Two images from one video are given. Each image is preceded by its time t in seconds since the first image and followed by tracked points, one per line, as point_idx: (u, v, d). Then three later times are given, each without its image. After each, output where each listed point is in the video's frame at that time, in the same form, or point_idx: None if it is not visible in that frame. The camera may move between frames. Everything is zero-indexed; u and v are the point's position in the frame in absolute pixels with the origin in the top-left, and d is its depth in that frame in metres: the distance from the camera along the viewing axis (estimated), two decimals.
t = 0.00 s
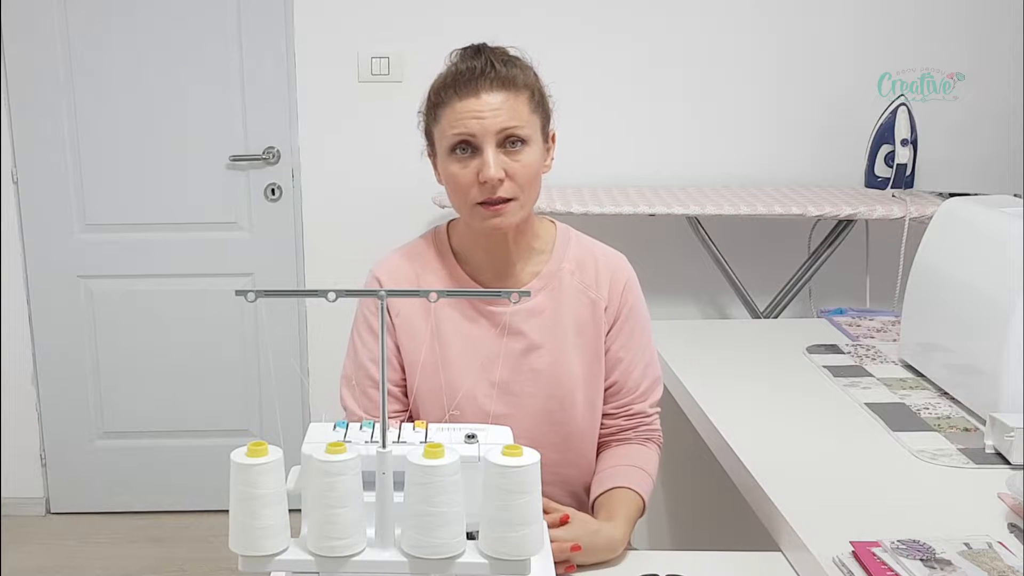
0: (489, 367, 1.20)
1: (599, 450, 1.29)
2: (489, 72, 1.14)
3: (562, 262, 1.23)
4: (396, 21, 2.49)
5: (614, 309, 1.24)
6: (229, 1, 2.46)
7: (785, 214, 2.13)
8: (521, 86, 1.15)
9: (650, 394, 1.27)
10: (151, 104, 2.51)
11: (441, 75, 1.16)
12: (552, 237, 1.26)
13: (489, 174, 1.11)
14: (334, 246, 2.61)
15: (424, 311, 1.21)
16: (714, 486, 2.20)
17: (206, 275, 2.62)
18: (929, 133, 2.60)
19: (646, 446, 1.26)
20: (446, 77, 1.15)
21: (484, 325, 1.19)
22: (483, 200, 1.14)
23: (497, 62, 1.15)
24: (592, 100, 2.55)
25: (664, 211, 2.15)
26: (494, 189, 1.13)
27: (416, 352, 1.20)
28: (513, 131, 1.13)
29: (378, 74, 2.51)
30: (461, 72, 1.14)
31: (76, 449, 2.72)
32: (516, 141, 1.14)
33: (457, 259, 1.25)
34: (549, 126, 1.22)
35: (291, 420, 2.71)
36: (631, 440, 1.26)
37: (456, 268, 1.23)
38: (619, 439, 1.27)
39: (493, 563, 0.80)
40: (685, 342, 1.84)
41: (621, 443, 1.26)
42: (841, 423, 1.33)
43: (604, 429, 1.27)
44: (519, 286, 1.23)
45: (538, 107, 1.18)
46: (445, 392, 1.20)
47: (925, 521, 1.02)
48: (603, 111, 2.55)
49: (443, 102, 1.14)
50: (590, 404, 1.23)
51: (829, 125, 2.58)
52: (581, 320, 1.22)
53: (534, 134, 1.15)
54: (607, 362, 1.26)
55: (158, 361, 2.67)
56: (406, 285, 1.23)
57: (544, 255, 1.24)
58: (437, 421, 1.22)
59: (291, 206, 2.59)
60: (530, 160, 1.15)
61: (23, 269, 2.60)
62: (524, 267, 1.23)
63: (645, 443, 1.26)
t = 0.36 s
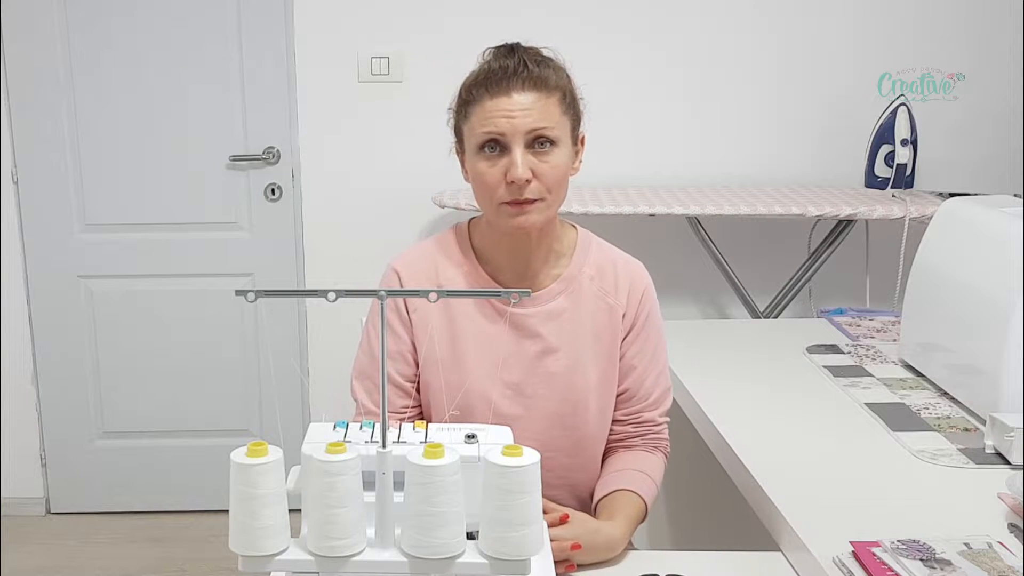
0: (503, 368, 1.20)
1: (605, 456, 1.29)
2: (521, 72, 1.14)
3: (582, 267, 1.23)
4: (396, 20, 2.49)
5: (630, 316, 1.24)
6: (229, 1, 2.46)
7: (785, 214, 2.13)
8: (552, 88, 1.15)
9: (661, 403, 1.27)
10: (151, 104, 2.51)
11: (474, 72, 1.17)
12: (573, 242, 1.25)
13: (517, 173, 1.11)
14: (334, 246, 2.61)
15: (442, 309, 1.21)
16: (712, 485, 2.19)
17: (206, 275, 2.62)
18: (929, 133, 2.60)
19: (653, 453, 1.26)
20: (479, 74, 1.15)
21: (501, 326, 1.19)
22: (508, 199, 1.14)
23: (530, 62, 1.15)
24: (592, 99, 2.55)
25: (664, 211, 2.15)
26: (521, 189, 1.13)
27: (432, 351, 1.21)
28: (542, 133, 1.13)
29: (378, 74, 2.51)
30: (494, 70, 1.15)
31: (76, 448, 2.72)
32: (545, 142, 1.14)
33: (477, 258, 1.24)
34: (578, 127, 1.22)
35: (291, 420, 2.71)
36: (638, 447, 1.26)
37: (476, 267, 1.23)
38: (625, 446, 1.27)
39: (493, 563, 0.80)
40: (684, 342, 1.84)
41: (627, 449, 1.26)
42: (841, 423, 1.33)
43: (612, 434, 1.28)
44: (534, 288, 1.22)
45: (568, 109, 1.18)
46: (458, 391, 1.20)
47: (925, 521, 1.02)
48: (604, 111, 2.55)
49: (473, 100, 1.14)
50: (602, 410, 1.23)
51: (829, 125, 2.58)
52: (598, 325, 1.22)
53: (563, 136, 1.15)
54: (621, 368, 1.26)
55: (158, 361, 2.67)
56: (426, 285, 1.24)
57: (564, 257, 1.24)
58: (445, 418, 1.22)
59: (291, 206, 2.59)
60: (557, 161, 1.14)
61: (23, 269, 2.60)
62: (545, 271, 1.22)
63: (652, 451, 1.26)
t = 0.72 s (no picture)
0: (502, 368, 1.20)
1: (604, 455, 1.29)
2: (526, 72, 1.15)
3: (579, 266, 1.23)
4: (396, 21, 2.49)
5: (628, 315, 1.24)
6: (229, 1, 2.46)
7: (786, 215, 2.13)
8: (555, 90, 1.16)
9: (660, 401, 1.27)
10: (152, 105, 2.51)
11: (479, 68, 1.17)
12: (570, 242, 1.25)
13: (514, 174, 1.11)
14: (334, 246, 2.61)
15: (440, 309, 1.21)
16: (711, 485, 2.19)
17: (207, 275, 2.62)
18: (929, 133, 2.60)
19: (652, 452, 1.26)
20: (485, 70, 1.16)
21: (499, 326, 1.19)
22: (504, 198, 1.13)
23: (536, 64, 1.16)
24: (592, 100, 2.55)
25: (665, 211, 2.15)
26: (518, 190, 1.12)
27: (430, 350, 1.21)
28: (542, 134, 1.13)
29: (378, 74, 2.51)
30: (499, 69, 1.16)
31: (76, 449, 2.72)
32: (545, 144, 1.14)
33: (474, 257, 1.24)
34: (578, 133, 1.22)
35: (292, 420, 2.71)
36: (637, 446, 1.27)
37: (472, 267, 1.23)
38: (624, 445, 1.27)
39: (493, 563, 0.80)
40: (685, 342, 1.84)
41: (627, 448, 1.27)
42: (840, 423, 1.33)
43: (611, 433, 1.28)
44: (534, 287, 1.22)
45: (569, 113, 1.18)
46: (457, 391, 1.20)
47: (925, 521, 1.02)
48: (604, 111, 2.55)
49: (476, 96, 1.14)
50: (601, 409, 1.23)
51: (829, 125, 2.58)
52: (597, 324, 1.22)
53: (562, 139, 1.15)
54: (619, 367, 1.26)
55: (158, 361, 2.67)
56: (422, 285, 1.23)
57: (560, 258, 1.23)
58: (444, 419, 1.22)
59: (291, 206, 2.59)
60: (555, 165, 1.14)
61: (23, 269, 2.60)
62: (541, 271, 1.22)
63: (651, 449, 1.26)
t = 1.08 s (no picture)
0: (498, 368, 1.20)
1: (602, 454, 1.29)
2: (522, 74, 1.15)
3: (575, 266, 1.23)
4: (396, 20, 2.49)
5: (623, 313, 1.24)
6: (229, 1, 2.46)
7: (786, 215, 2.12)
8: (551, 93, 1.16)
9: (656, 400, 1.27)
10: (151, 105, 2.51)
11: (473, 70, 1.17)
12: (565, 241, 1.25)
13: (508, 176, 1.11)
14: (334, 246, 2.61)
15: (436, 309, 1.21)
16: (716, 484, 2.19)
17: (207, 275, 2.62)
18: (929, 133, 2.60)
19: (650, 451, 1.26)
20: (480, 72, 1.16)
21: (495, 326, 1.19)
22: (499, 200, 1.13)
23: (532, 65, 1.16)
24: (592, 100, 2.55)
25: (665, 211, 2.15)
26: (512, 191, 1.12)
27: (426, 351, 1.21)
28: (537, 136, 1.13)
29: (378, 74, 2.51)
30: (495, 70, 1.15)
31: (76, 449, 2.72)
32: (539, 147, 1.14)
33: (469, 258, 1.24)
34: (573, 134, 1.22)
35: (292, 420, 2.71)
36: (634, 445, 1.27)
37: (467, 267, 1.23)
38: (622, 444, 1.27)
39: (493, 563, 0.80)
40: (685, 342, 1.84)
41: (625, 448, 1.26)
42: (841, 423, 1.33)
43: (608, 432, 1.28)
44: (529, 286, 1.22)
45: (565, 115, 1.18)
46: (454, 391, 1.20)
47: (925, 521, 1.02)
48: (603, 111, 2.55)
49: (472, 97, 1.14)
50: (598, 408, 1.23)
51: (828, 125, 2.58)
52: (592, 324, 1.22)
53: (557, 141, 1.15)
54: (615, 366, 1.26)
55: (158, 361, 2.67)
56: (418, 285, 1.23)
57: (555, 258, 1.24)
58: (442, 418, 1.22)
59: (291, 206, 2.59)
60: (550, 167, 1.14)
61: (23, 269, 2.60)
62: (536, 270, 1.22)
63: (648, 448, 1.26)
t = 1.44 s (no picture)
0: (498, 370, 1.20)
1: (602, 455, 1.29)
2: (511, 76, 1.15)
3: (574, 268, 1.23)
4: (395, 21, 2.49)
5: (624, 315, 1.24)
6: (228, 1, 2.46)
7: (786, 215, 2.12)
8: (543, 93, 1.16)
9: (656, 401, 1.27)
10: (151, 105, 2.51)
11: (464, 76, 1.18)
12: (565, 243, 1.25)
13: (503, 179, 1.11)
14: (334, 246, 2.61)
15: (436, 312, 1.21)
16: (711, 487, 2.18)
17: (207, 275, 2.62)
18: (929, 133, 2.60)
19: (650, 452, 1.26)
20: (470, 78, 1.16)
21: (495, 329, 1.19)
22: (495, 203, 1.13)
23: (521, 67, 1.16)
24: (591, 100, 2.55)
25: (665, 211, 2.15)
26: (508, 195, 1.12)
27: (426, 353, 1.21)
28: (531, 138, 1.13)
29: (378, 74, 2.51)
30: (484, 74, 1.16)
31: (75, 449, 2.72)
32: (534, 148, 1.14)
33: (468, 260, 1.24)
34: (568, 133, 1.22)
35: (292, 420, 2.71)
36: (634, 446, 1.27)
37: (467, 270, 1.23)
38: (622, 445, 1.27)
39: (493, 563, 0.80)
40: (685, 342, 1.84)
41: (625, 449, 1.26)
42: (841, 424, 1.33)
43: (609, 434, 1.28)
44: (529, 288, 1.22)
45: (559, 115, 1.18)
46: (454, 393, 1.20)
47: (925, 521, 1.02)
48: (603, 112, 2.55)
49: (463, 102, 1.14)
50: (598, 410, 1.23)
51: (828, 125, 2.58)
52: (592, 326, 1.22)
53: (552, 142, 1.15)
54: (615, 368, 1.26)
55: (158, 361, 2.67)
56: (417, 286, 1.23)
57: (555, 260, 1.23)
58: (442, 419, 1.22)
59: (291, 206, 2.59)
60: (545, 168, 1.14)
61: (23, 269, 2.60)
62: (536, 272, 1.23)
63: (648, 449, 1.26)
